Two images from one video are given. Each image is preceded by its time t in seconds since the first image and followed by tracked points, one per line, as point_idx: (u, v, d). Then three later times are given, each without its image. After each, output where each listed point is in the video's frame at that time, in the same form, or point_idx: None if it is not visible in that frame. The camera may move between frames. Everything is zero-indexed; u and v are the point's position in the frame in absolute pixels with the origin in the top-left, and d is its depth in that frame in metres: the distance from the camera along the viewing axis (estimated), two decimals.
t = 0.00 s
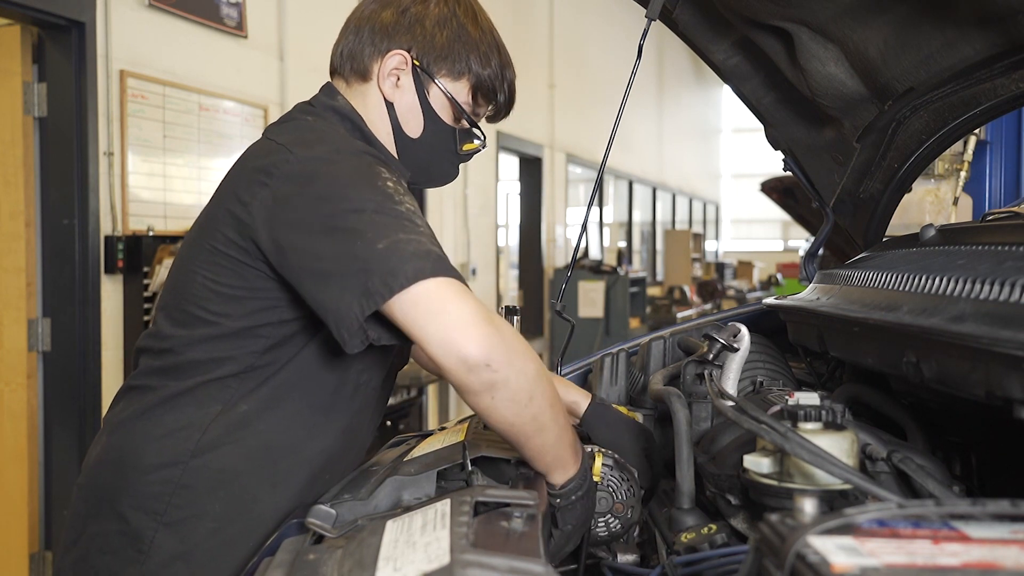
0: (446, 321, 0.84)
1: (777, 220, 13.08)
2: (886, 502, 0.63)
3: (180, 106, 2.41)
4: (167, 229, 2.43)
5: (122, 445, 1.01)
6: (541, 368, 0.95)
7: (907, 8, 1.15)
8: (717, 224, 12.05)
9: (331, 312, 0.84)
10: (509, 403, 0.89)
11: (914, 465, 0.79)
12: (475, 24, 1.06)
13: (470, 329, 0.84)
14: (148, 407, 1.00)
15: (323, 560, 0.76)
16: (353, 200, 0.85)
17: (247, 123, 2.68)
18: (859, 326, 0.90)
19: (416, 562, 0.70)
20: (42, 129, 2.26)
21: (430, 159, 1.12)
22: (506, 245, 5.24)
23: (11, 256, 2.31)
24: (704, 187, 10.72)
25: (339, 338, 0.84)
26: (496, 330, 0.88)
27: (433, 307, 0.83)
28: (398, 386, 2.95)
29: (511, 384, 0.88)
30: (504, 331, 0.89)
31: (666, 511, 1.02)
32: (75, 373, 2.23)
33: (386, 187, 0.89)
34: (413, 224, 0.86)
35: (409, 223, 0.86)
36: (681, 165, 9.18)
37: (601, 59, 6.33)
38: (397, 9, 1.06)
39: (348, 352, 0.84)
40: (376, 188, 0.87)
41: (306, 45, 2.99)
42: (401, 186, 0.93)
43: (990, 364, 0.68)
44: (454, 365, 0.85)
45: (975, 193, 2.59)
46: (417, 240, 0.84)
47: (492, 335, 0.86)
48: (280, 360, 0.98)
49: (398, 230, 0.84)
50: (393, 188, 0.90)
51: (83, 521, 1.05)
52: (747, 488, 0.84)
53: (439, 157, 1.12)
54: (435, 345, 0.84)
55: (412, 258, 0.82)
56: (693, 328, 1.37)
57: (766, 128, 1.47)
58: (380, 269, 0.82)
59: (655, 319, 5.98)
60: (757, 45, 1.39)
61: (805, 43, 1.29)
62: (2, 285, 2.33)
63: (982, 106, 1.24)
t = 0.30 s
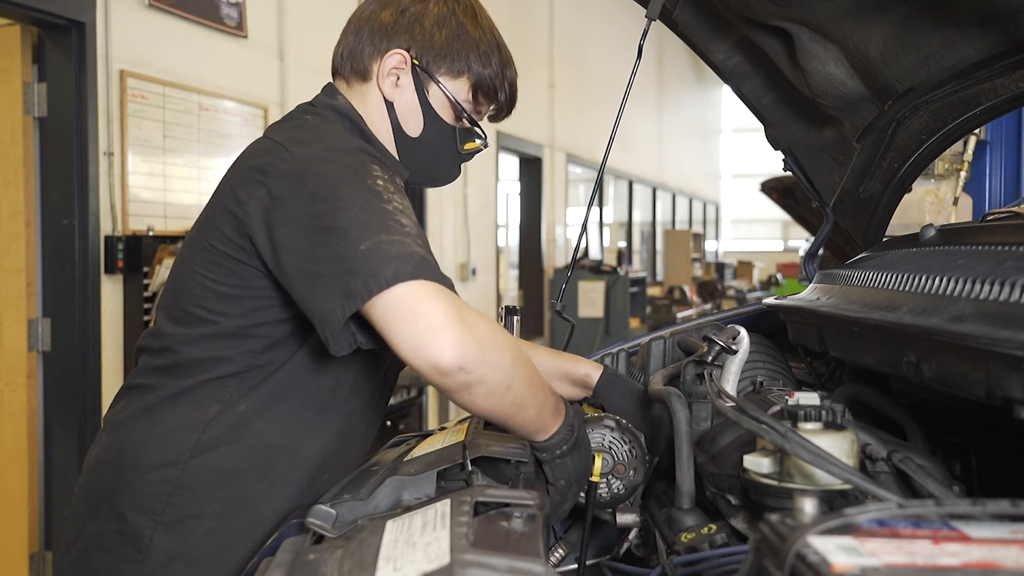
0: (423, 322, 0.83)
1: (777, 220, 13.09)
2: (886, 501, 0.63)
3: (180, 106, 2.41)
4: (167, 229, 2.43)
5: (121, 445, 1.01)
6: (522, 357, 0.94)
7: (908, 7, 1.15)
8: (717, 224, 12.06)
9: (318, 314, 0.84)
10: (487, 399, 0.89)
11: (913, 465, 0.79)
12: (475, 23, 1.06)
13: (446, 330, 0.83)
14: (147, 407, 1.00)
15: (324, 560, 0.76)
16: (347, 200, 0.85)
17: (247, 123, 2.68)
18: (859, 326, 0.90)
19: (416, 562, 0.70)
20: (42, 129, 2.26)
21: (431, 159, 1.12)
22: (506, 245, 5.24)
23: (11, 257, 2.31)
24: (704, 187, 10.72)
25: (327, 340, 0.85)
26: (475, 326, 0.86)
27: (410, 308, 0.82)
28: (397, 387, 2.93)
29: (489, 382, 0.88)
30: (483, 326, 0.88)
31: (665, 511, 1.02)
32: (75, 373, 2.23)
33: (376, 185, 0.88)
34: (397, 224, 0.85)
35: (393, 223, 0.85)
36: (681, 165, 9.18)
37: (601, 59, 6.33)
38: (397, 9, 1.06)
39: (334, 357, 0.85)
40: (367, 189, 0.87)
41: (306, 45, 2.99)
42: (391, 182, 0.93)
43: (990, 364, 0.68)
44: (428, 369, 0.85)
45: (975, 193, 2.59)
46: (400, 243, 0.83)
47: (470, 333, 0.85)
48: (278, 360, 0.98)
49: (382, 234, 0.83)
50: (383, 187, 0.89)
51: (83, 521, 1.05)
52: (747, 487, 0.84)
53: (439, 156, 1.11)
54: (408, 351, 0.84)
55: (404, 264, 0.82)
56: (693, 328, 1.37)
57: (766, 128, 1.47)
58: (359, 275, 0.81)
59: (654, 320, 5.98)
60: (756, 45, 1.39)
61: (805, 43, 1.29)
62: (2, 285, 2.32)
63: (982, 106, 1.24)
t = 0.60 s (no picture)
0: (377, 330, 0.81)
1: (777, 220, 13.08)
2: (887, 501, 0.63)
3: (180, 106, 2.41)
4: (167, 229, 2.43)
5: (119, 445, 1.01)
6: (487, 350, 0.91)
7: (908, 7, 1.15)
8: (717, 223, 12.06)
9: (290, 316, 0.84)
10: (450, 399, 0.87)
11: (913, 465, 0.79)
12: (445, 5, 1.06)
13: (400, 338, 0.81)
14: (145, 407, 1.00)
15: (324, 560, 0.77)
16: (319, 201, 0.84)
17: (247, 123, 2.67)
18: (859, 326, 0.90)
19: (416, 562, 0.70)
20: (42, 129, 2.26)
21: (414, 147, 1.12)
22: (506, 245, 5.24)
23: (11, 257, 2.31)
24: (704, 187, 10.72)
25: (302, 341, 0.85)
26: (432, 330, 0.83)
27: (364, 315, 0.80)
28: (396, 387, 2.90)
29: (449, 383, 0.85)
30: (441, 327, 0.85)
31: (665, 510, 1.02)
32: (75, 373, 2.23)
33: (348, 185, 0.87)
34: (366, 225, 0.84)
35: (362, 224, 0.83)
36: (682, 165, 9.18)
37: (601, 59, 6.33)
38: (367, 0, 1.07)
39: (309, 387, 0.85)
40: (338, 188, 0.86)
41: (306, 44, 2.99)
42: (363, 178, 0.91)
43: (990, 364, 0.68)
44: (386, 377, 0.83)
45: (975, 193, 2.59)
46: (369, 245, 0.82)
47: (426, 339, 0.82)
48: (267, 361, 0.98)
49: (345, 238, 0.82)
50: (355, 186, 0.88)
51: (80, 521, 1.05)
52: (747, 488, 0.84)
53: (421, 143, 1.12)
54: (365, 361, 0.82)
55: (377, 267, 0.81)
56: (693, 328, 1.37)
57: (766, 128, 1.47)
58: (325, 278, 0.80)
59: (655, 320, 5.98)
60: (756, 45, 1.39)
61: (805, 43, 1.29)
62: (2, 285, 2.32)
63: (982, 106, 1.24)
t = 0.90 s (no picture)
0: (273, 368, 0.81)
1: (777, 220, 13.08)
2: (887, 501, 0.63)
3: (180, 106, 2.41)
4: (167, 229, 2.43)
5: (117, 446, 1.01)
6: (407, 372, 0.88)
7: (910, 6, 1.15)
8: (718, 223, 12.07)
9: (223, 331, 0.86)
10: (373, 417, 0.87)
11: (914, 465, 0.79)
12: None
13: (299, 378, 0.80)
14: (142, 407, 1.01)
15: (324, 560, 0.77)
16: (253, 215, 0.85)
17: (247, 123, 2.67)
18: (859, 326, 0.90)
19: (417, 562, 0.70)
20: (42, 129, 2.26)
21: (379, 129, 1.13)
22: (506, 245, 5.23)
23: (10, 257, 2.30)
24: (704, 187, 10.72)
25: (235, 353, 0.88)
26: (331, 367, 0.82)
27: (263, 352, 0.81)
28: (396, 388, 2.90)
29: (354, 409, 0.84)
30: (344, 361, 0.82)
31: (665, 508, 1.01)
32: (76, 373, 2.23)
33: (284, 195, 0.87)
34: (291, 244, 0.84)
35: (291, 240, 0.84)
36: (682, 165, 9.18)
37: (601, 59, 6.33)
38: None
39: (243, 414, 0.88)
40: (274, 198, 0.86)
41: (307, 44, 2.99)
42: (304, 182, 0.90)
43: (990, 364, 0.68)
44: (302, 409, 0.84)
45: (975, 193, 2.59)
46: (295, 265, 0.82)
47: (323, 378, 0.81)
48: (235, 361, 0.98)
49: (273, 256, 0.82)
50: (290, 196, 0.87)
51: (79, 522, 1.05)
52: (748, 488, 0.84)
53: (384, 126, 1.13)
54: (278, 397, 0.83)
55: (300, 287, 0.81)
56: (693, 328, 1.37)
57: (766, 128, 1.47)
58: (243, 302, 0.81)
59: (655, 320, 5.98)
60: (757, 45, 1.39)
61: (805, 43, 1.29)
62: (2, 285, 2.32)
63: (982, 106, 1.24)
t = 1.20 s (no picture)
0: (178, 399, 0.87)
1: (777, 220, 13.08)
2: (887, 502, 0.63)
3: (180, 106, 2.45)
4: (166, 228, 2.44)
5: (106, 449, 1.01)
6: (311, 397, 0.89)
7: (910, 6, 1.15)
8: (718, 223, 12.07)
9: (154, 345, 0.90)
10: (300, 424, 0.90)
11: (914, 465, 0.79)
12: None
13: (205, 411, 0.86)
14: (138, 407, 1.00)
15: (324, 560, 0.77)
16: (169, 229, 0.89)
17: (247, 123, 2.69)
18: (859, 326, 0.90)
19: (416, 561, 0.70)
20: (42, 129, 2.25)
21: (317, 107, 1.13)
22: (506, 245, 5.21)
23: (9, 257, 2.30)
24: (704, 187, 10.72)
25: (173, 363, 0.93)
26: (235, 399, 0.86)
27: (171, 384, 0.87)
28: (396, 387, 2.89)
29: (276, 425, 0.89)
30: (236, 394, 0.86)
31: (665, 508, 1.01)
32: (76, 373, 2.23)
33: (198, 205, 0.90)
34: (200, 257, 0.87)
35: (203, 254, 0.87)
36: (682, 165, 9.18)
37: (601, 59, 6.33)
38: None
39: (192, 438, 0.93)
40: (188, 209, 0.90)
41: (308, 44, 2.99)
42: (221, 188, 0.93)
43: (990, 364, 0.68)
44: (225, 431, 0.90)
45: (975, 193, 2.59)
46: (199, 283, 0.86)
47: (227, 413, 0.86)
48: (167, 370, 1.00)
49: (184, 274, 0.86)
50: (204, 206, 0.90)
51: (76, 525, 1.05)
52: (748, 488, 0.84)
53: (321, 105, 1.13)
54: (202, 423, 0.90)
55: (203, 309, 0.85)
56: (693, 328, 1.37)
57: (766, 128, 1.47)
58: (156, 325, 0.86)
59: (655, 320, 5.98)
60: (756, 45, 1.39)
61: (805, 43, 1.29)
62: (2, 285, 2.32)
63: (982, 106, 1.24)
